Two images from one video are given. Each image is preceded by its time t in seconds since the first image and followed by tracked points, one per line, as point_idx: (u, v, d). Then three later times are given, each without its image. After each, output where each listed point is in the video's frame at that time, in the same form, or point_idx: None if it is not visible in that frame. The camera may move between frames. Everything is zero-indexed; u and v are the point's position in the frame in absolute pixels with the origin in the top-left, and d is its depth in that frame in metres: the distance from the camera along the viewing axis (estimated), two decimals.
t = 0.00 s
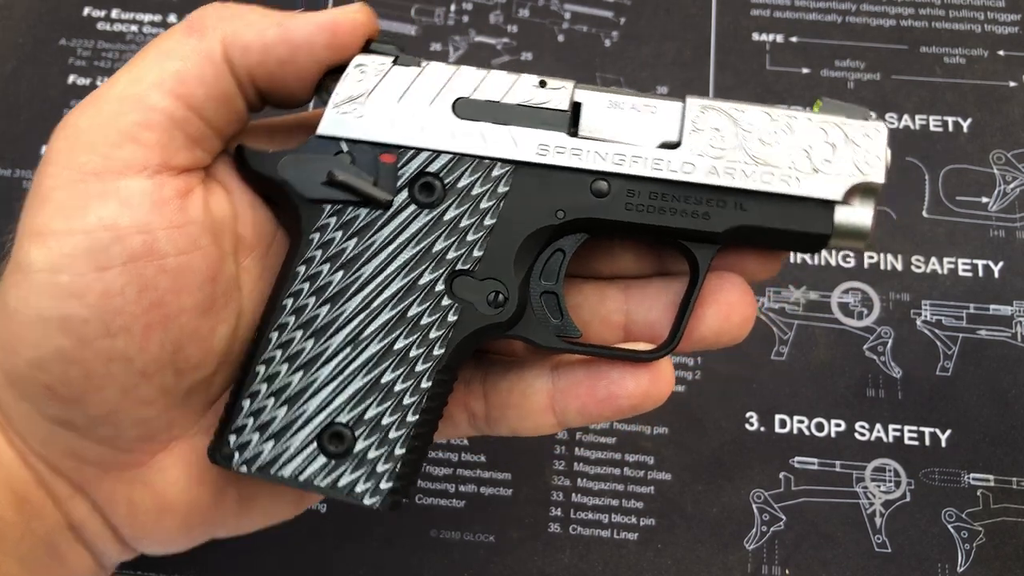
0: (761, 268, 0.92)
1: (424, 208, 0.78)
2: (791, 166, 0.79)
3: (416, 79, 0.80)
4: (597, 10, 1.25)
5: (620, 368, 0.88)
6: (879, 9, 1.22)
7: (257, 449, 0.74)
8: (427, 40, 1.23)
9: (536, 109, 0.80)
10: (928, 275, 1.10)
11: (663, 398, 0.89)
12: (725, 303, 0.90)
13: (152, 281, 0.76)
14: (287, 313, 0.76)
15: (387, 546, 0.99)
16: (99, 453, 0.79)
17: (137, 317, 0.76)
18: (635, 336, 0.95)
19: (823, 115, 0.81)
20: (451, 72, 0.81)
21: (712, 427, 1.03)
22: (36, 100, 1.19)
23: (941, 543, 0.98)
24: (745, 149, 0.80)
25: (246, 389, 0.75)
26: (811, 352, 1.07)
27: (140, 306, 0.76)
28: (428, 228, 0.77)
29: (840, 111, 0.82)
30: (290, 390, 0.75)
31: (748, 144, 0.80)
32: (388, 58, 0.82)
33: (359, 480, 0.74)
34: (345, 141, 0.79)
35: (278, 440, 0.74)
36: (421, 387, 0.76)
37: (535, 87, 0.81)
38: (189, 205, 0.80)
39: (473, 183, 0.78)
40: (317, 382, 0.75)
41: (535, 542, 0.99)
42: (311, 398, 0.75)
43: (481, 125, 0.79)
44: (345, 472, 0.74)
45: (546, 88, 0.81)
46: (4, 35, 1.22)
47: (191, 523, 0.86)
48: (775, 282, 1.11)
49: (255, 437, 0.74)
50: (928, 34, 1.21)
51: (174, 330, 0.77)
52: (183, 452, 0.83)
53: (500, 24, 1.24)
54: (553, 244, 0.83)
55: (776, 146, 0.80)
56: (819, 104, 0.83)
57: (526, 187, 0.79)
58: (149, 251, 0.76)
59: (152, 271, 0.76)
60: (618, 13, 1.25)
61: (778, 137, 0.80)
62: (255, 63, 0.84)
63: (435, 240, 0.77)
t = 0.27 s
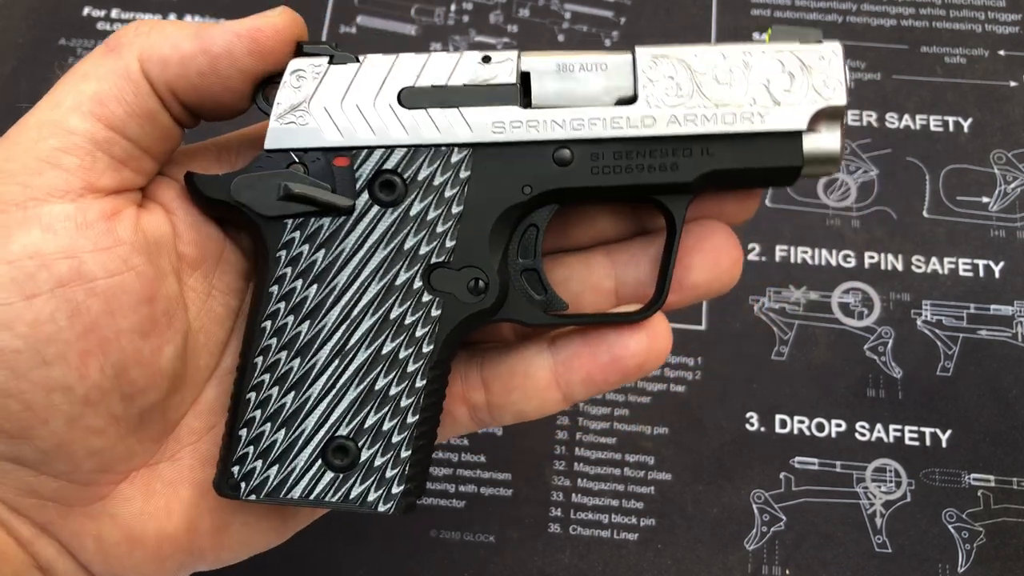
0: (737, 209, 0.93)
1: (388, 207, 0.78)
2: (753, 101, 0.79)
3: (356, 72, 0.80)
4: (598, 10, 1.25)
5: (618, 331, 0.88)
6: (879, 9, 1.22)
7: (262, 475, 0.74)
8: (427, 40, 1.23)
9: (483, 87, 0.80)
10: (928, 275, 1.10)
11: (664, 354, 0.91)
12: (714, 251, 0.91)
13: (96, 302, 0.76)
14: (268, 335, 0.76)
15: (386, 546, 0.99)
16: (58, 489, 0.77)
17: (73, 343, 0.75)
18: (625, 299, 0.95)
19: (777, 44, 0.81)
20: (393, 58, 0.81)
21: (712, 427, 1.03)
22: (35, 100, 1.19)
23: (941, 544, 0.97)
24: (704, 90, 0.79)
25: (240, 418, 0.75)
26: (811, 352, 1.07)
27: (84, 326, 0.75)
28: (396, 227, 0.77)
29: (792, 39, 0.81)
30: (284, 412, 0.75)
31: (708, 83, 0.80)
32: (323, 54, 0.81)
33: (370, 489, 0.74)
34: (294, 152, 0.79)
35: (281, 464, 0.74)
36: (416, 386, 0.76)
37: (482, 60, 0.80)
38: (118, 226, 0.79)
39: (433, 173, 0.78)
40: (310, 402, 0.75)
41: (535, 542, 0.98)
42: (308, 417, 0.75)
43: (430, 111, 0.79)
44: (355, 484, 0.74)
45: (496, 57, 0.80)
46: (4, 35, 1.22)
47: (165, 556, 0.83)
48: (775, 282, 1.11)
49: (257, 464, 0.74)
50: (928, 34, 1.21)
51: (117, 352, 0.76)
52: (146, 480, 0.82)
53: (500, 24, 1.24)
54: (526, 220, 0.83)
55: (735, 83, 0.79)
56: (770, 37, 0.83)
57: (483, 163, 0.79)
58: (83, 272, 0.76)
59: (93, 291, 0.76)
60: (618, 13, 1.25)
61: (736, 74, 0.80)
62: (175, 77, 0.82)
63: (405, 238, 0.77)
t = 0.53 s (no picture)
0: (753, 211, 0.92)
1: (394, 213, 0.77)
2: (764, 101, 0.79)
3: (360, 75, 0.80)
4: (597, 10, 1.25)
5: (631, 338, 0.88)
6: (879, 9, 1.22)
7: (270, 483, 0.74)
8: (427, 40, 1.23)
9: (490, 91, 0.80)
10: (928, 275, 1.10)
11: (680, 358, 0.91)
12: (727, 254, 0.91)
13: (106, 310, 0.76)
14: (275, 344, 0.76)
15: (387, 546, 0.99)
16: (69, 497, 0.78)
17: (81, 351, 0.75)
18: (636, 305, 0.95)
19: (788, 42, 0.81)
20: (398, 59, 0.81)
21: (712, 427, 1.03)
22: (36, 100, 1.18)
23: (941, 543, 0.97)
24: (716, 88, 0.79)
25: (248, 426, 0.75)
26: (811, 352, 1.07)
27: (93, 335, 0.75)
28: (401, 233, 0.77)
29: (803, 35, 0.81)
30: (291, 420, 0.75)
31: (719, 81, 0.79)
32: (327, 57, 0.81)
33: (378, 497, 0.74)
34: (300, 158, 0.79)
35: (289, 472, 0.74)
36: (423, 394, 0.76)
37: (487, 63, 0.80)
38: (126, 234, 0.79)
39: (439, 178, 0.78)
40: (317, 410, 0.75)
41: (535, 542, 0.98)
42: (315, 425, 0.75)
43: (435, 114, 0.79)
44: (363, 492, 0.74)
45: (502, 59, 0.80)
46: (4, 35, 1.22)
47: (176, 562, 0.82)
48: (775, 282, 1.11)
49: (265, 472, 0.74)
50: (928, 34, 1.21)
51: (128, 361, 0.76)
52: (156, 490, 0.81)
53: (500, 24, 1.24)
54: (533, 225, 0.83)
55: (747, 81, 0.79)
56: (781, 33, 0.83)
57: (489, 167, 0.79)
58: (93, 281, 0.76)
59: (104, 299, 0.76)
60: (618, 13, 1.25)
61: (748, 71, 0.79)
62: (181, 84, 0.82)
63: (411, 245, 0.77)
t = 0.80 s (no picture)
0: (755, 214, 0.92)
1: (396, 206, 0.77)
2: (768, 104, 0.79)
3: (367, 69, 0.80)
4: (597, 10, 1.25)
5: (628, 335, 0.88)
6: (879, 9, 1.22)
7: (266, 471, 0.74)
8: (427, 40, 1.23)
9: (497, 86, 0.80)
10: (928, 275, 1.10)
11: (675, 357, 0.91)
12: (726, 254, 0.91)
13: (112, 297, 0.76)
14: (274, 333, 0.76)
15: (387, 545, 0.99)
16: (69, 483, 0.77)
17: (87, 338, 0.75)
18: (636, 304, 0.95)
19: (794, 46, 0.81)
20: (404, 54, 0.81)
21: (713, 427, 1.03)
22: (35, 100, 1.18)
23: (941, 544, 0.97)
24: (720, 91, 0.79)
25: (245, 414, 0.75)
26: (811, 352, 1.07)
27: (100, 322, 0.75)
28: (403, 226, 0.77)
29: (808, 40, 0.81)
30: (288, 409, 0.75)
31: (724, 84, 0.79)
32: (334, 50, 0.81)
33: (372, 488, 0.74)
34: (305, 148, 0.79)
35: (284, 460, 0.74)
36: (421, 386, 0.76)
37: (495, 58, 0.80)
38: (131, 222, 0.79)
39: (443, 172, 0.78)
40: (314, 399, 0.75)
41: (535, 542, 0.98)
42: (312, 414, 0.75)
43: (440, 109, 0.79)
44: (357, 482, 0.74)
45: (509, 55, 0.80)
46: (4, 36, 1.22)
47: (174, 549, 0.83)
48: (775, 282, 1.11)
49: (261, 460, 0.74)
50: (928, 34, 1.21)
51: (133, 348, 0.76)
52: (156, 475, 0.82)
53: (500, 24, 1.24)
54: (535, 221, 0.83)
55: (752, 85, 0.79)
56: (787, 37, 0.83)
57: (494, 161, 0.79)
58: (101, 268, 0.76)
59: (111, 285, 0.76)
60: (618, 13, 1.25)
61: (752, 75, 0.79)
62: (189, 72, 0.82)
63: (412, 237, 0.77)
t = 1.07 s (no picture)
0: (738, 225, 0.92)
1: (389, 208, 0.77)
2: (756, 121, 0.79)
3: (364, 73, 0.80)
4: (597, 10, 1.25)
5: (608, 344, 0.89)
6: (879, 9, 1.22)
7: (252, 465, 0.75)
8: (427, 40, 1.23)
9: (490, 93, 0.80)
10: (928, 275, 1.10)
11: (654, 368, 0.92)
12: (709, 265, 0.91)
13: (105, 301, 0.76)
14: (265, 329, 0.76)
15: (386, 545, 0.99)
16: (60, 475, 0.80)
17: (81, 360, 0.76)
18: (620, 310, 0.95)
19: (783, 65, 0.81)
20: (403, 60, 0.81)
21: (712, 427, 1.03)
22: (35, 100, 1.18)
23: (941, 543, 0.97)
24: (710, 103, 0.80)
25: (233, 407, 0.75)
26: (811, 352, 1.07)
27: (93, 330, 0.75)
28: (395, 229, 0.77)
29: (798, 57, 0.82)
30: (276, 405, 0.75)
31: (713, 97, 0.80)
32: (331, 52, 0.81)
33: (357, 485, 0.75)
34: (299, 148, 0.79)
35: (271, 455, 0.75)
36: (409, 387, 0.76)
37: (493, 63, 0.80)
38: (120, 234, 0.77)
39: (435, 177, 0.78)
40: (303, 396, 0.75)
41: (535, 542, 0.99)
42: (300, 411, 0.75)
43: (434, 113, 0.79)
44: (343, 480, 0.74)
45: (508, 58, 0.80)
46: (5, 36, 1.22)
47: (157, 535, 0.86)
48: (775, 282, 1.11)
49: (248, 455, 0.75)
50: (928, 34, 1.21)
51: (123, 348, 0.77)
52: (143, 465, 0.84)
53: (500, 24, 1.24)
54: (526, 226, 0.83)
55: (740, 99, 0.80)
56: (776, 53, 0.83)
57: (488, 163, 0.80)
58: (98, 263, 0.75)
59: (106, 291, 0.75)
60: (618, 13, 1.25)
61: (742, 91, 0.80)
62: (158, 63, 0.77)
63: (404, 240, 0.77)
